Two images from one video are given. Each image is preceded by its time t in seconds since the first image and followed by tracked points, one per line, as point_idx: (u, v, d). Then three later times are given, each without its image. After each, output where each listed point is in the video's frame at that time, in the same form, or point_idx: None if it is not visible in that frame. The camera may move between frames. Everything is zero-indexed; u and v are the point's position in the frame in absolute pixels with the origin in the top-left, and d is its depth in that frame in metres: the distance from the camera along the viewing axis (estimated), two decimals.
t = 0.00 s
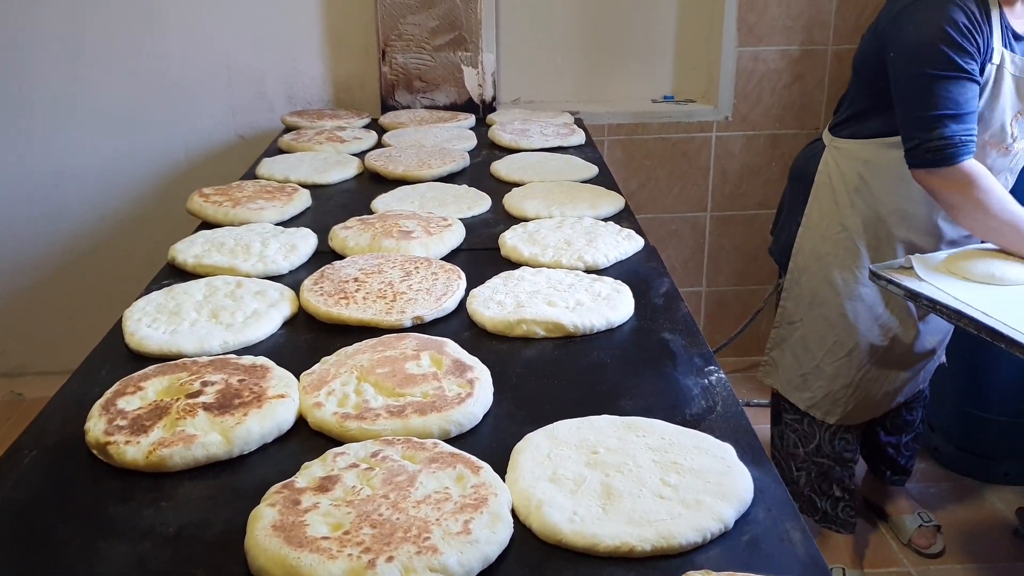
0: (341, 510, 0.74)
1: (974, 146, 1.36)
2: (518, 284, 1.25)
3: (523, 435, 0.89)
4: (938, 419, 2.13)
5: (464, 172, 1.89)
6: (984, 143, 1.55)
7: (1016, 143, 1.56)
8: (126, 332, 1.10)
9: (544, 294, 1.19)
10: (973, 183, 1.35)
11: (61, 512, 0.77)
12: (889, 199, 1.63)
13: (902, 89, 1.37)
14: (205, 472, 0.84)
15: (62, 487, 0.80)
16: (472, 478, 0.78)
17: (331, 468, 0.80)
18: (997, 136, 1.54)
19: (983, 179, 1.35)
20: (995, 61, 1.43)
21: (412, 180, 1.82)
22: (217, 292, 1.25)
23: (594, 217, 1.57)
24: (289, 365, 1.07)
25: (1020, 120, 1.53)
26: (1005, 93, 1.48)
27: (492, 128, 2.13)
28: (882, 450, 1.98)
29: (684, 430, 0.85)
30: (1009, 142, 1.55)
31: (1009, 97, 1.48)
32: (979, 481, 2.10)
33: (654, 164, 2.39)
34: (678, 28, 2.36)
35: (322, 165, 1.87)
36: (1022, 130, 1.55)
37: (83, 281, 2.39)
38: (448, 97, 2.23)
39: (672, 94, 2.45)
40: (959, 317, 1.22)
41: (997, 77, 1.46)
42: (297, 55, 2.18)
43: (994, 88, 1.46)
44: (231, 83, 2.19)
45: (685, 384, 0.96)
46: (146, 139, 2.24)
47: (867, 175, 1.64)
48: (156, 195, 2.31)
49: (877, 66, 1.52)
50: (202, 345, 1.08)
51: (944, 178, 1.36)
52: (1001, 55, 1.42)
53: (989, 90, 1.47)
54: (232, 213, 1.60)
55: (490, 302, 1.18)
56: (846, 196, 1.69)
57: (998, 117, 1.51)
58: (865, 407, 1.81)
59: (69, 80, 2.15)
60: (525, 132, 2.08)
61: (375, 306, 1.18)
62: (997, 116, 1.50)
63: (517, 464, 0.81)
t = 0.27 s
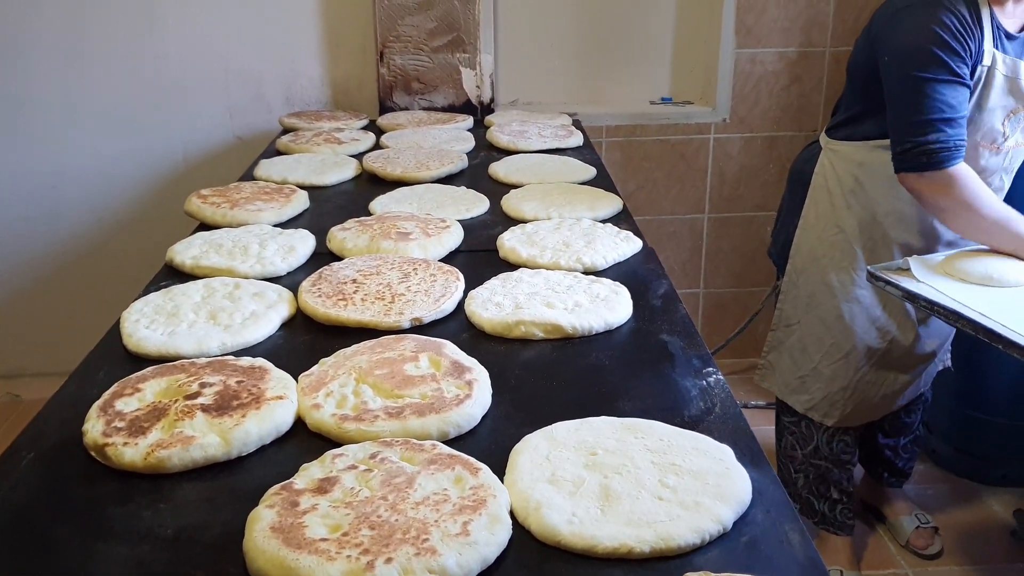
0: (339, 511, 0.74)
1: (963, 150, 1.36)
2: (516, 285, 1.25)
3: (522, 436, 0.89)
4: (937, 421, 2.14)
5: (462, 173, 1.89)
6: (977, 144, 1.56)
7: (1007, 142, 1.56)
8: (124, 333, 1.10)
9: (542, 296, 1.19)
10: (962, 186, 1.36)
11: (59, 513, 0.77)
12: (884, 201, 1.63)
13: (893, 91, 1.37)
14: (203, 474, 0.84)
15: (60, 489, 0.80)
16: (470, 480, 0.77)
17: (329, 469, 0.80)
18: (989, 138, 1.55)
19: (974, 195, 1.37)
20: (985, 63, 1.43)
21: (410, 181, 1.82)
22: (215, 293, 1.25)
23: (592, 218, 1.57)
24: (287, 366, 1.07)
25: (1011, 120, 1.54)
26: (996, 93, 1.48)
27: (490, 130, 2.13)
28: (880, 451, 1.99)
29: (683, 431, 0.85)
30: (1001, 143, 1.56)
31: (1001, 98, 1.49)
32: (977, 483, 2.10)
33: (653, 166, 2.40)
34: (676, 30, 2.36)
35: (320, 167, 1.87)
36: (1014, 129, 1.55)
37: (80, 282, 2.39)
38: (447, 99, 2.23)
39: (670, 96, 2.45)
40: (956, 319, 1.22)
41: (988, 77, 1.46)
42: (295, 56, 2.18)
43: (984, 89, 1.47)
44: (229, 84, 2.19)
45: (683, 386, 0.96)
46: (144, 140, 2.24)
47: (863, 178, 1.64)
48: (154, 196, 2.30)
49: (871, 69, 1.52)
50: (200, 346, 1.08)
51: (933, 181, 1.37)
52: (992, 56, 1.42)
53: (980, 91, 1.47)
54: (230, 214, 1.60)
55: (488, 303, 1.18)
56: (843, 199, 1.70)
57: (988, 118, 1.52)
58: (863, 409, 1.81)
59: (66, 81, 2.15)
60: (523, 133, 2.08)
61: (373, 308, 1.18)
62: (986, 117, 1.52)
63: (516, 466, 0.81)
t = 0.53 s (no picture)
0: (340, 514, 0.74)
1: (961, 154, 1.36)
2: (515, 287, 1.25)
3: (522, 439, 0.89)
4: (935, 423, 2.14)
5: (462, 175, 1.89)
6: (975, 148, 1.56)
7: (1003, 147, 1.56)
8: (123, 335, 1.10)
9: (542, 298, 1.19)
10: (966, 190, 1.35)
11: (59, 516, 0.76)
12: (880, 204, 1.64)
13: (892, 100, 1.37)
14: (203, 476, 0.84)
15: (60, 491, 0.80)
16: (471, 482, 0.77)
17: (330, 472, 0.80)
18: (987, 142, 1.55)
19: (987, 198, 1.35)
20: (981, 67, 1.43)
21: (410, 183, 1.82)
22: (215, 295, 1.25)
23: (591, 221, 1.57)
24: (288, 368, 1.07)
25: (1007, 124, 1.54)
26: (992, 98, 1.48)
27: (489, 132, 2.13)
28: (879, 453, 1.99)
29: (683, 434, 0.85)
30: (998, 147, 1.56)
31: (996, 102, 1.49)
32: (976, 485, 2.10)
33: (651, 168, 2.40)
34: (675, 32, 2.37)
35: (320, 169, 1.87)
36: (1009, 134, 1.56)
37: (79, 284, 2.39)
38: (446, 101, 2.23)
39: (669, 98, 2.45)
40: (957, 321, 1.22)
41: (983, 83, 1.46)
42: (294, 58, 2.18)
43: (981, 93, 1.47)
44: (228, 86, 2.19)
45: (684, 388, 0.96)
46: (143, 142, 2.23)
47: (860, 181, 1.65)
48: (153, 198, 2.30)
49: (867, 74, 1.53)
50: (200, 349, 1.08)
51: (932, 185, 1.36)
52: (986, 60, 1.43)
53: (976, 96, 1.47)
54: (230, 216, 1.60)
55: (488, 305, 1.18)
56: (839, 202, 1.70)
57: (984, 122, 1.52)
58: (861, 412, 1.81)
59: (65, 83, 2.15)
60: (522, 136, 2.09)
61: (373, 310, 1.18)
62: (982, 122, 1.52)
63: (516, 468, 0.81)
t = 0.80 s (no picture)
0: (337, 519, 0.74)
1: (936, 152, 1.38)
2: (512, 292, 1.25)
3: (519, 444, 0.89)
4: (931, 428, 2.15)
5: (458, 180, 1.89)
6: (966, 151, 1.56)
7: (997, 150, 1.57)
8: (120, 340, 1.10)
9: (539, 303, 1.20)
10: (945, 194, 1.37)
11: (55, 521, 0.76)
12: (876, 210, 1.64)
13: (873, 91, 1.40)
14: (200, 481, 0.84)
15: (55, 496, 0.80)
16: (468, 487, 0.78)
17: (327, 477, 0.80)
18: (978, 146, 1.56)
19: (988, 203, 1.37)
20: (975, 69, 1.44)
21: (407, 188, 1.82)
22: (212, 300, 1.25)
23: (588, 226, 1.57)
24: (284, 373, 1.07)
25: (1000, 127, 1.54)
26: (986, 101, 1.48)
27: (486, 137, 2.14)
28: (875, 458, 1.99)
29: (680, 438, 0.85)
30: (989, 150, 1.57)
31: (990, 105, 1.49)
32: (972, 489, 2.11)
33: (648, 173, 2.40)
34: (671, 38, 2.38)
35: (316, 174, 1.87)
36: (1002, 138, 1.56)
37: (75, 289, 2.38)
38: (442, 106, 2.23)
39: (665, 104, 2.46)
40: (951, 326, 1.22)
41: (976, 86, 1.46)
42: (291, 63, 2.19)
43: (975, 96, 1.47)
44: (225, 91, 2.19)
45: (680, 393, 0.96)
46: (140, 146, 2.23)
47: (856, 186, 1.65)
48: (150, 202, 2.30)
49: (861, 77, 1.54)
50: (197, 353, 1.08)
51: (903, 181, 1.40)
52: (980, 62, 1.43)
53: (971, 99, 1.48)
54: (227, 220, 1.60)
55: (485, 310, 1.19)
56: (836, 207, 1.71)
57: (978, 125, 1.52)
58: (858, 417, 1.81)
59: (62, 87, 2.15)
60: (519, 141, 2.09)
61: (370, 315, 1.18)
62: (976, 125, 1.52)
63: (513, 473, 0.81)
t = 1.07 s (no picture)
0: (337, 521, 0.74)
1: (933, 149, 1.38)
2: (511, 295, 1.25)
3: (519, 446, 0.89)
4: (930, 431, 2.14)
5: (457, 183, 1.90)
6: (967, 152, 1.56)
7: (995, 151, 1.58)
8: (120, 343, 1.10)
9: (539, 306, 1.20)
10: (943, 192, 1.37)
11: (55, 523, 0.76)
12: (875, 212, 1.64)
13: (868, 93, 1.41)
14: (201, 483, 0.84)
15: (55, 498, 0.80)
16: (468, 489, 0.78)
17: (327, 479, 0.80)
18: (978, 147, 1.56)
19: (1009, 176, 1.37)
20: (972, 69, 1.44)
21: (406, 191, 1.83)
22: (211, 303, 1.25)
23: (586, 228, 1.58)
24: (284, 376, 1.07)
25: (999, 128, 1.55)
26: (984, 101, 1.49)
27: (485, 140, 2.14)
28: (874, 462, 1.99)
29: (679, 441, 0.85)
30: (988, 150, 1.57)
31: (988, 105, 1.50)
32: (971, 492, 2.11)
33: (646, 176, 2.41)
34: (669, 42, 2.38)
35: (315, 177, 1.88)
36: (1001, 137, 1.57)
37: (74, 291, 2.38)
38: (441, 109, 2.23)
39: (663, 107, 2.47)
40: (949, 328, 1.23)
41: (974, 86, 1.47)
42: (290, 66, 2.19)
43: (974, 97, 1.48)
44: (224, 94, 2.20)
45: (679, 396, 0.96)
46: (139, 149, 2.24)
47: (855, 188, 1.66)
48: (149, 205, 2.30)
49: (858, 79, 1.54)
50: (197, 356, 1.08)
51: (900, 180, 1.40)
52: (977, 62, 1.44)
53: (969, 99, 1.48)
54: (226, 223, 1.60)
55: (484, 313, 1.19)
56: (835, 210, 1.71)
57: (977, 125, 1.52)
58: (859, 421, 1.81)
59: (61, 91, 2.15)
60: (518, 144, 2.09)
61: (369, 318, 1.18)
62: (976, 125, 1.52)
63: (512, 475, 0.81)
